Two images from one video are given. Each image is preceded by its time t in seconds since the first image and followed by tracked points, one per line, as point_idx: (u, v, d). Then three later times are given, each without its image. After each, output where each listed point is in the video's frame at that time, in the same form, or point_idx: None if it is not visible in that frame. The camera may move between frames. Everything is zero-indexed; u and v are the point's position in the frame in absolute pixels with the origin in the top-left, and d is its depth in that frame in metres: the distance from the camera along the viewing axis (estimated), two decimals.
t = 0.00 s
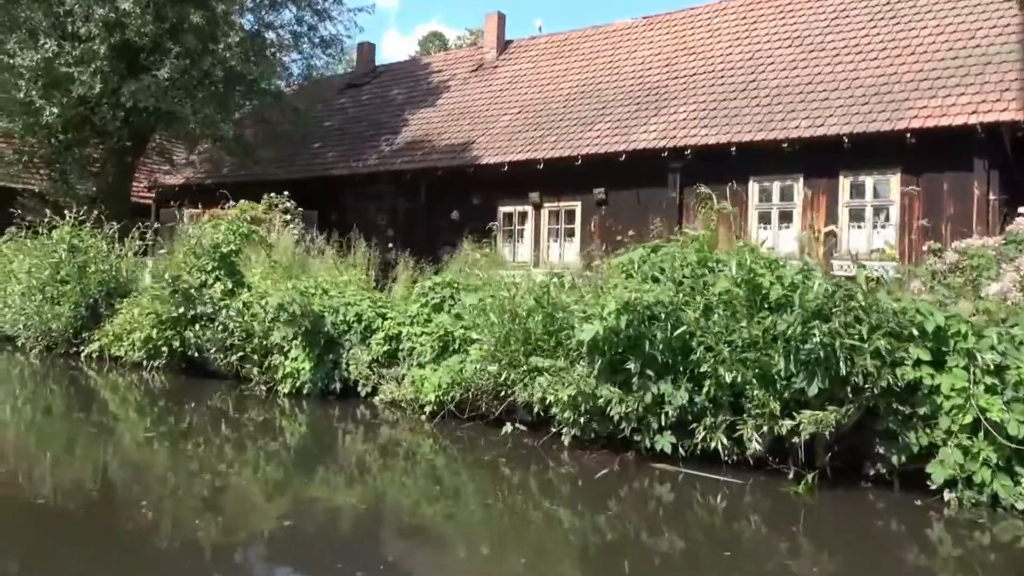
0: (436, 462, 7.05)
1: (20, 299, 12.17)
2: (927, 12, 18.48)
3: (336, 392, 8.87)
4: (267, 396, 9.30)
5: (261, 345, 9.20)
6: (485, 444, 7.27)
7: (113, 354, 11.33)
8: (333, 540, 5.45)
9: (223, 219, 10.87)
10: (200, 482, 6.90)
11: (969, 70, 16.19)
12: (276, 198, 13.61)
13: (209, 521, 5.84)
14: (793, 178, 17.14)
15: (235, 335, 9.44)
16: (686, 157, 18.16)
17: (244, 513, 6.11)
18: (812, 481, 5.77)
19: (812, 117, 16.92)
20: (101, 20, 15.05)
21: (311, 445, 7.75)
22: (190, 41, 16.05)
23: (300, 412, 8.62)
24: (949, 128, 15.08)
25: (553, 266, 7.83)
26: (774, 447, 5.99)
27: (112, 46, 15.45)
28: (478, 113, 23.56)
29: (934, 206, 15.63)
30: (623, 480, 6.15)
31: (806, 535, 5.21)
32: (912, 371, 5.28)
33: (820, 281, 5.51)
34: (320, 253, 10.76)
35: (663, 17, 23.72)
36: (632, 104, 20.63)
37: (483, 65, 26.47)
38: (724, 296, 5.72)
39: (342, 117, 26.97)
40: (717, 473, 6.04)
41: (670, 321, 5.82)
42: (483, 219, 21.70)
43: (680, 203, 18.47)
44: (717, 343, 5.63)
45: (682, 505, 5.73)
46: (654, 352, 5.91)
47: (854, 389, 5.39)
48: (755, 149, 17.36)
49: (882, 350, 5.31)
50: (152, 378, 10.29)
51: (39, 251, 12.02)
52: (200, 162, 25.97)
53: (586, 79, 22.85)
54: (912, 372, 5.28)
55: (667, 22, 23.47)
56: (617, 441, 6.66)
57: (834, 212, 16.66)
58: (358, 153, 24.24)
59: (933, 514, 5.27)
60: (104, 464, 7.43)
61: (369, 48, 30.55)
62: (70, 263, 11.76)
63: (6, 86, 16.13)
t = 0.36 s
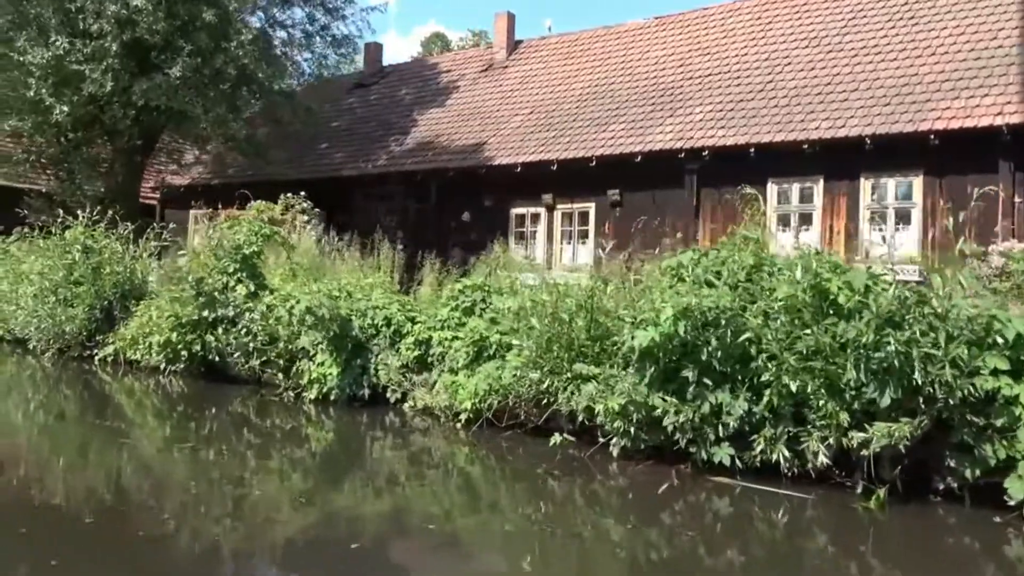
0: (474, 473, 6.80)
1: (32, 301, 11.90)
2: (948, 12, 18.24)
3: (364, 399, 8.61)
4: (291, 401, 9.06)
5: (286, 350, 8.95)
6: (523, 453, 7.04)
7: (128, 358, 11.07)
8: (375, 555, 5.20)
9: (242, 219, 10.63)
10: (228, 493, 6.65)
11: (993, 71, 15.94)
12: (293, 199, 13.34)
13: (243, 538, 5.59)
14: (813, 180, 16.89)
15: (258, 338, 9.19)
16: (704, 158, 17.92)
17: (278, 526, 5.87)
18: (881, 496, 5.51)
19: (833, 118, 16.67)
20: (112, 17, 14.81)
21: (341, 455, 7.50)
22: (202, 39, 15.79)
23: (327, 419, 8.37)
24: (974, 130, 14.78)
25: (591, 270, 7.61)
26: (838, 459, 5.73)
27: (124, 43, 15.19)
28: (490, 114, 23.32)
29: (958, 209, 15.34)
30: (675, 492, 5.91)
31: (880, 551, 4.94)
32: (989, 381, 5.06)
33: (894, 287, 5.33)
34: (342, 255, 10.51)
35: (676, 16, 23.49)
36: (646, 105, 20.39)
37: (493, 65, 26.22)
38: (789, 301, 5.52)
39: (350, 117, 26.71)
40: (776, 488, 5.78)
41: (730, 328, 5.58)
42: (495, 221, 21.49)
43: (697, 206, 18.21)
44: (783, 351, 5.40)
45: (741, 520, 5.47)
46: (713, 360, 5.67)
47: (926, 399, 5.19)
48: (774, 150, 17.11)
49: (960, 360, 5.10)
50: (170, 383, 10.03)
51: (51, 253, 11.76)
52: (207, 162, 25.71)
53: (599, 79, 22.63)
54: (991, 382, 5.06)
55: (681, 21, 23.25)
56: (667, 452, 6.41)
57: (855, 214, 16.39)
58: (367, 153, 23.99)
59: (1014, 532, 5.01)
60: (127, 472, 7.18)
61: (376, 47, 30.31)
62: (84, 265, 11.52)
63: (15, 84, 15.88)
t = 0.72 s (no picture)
0: (516, 485, 6.55)
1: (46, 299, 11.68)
2: (973, 15, 17.97)
3: (395, 405, 8.35)
4: (318, 406, 8.81)
5: (313, 353, 8.69)
6: (566, 464, 6.78)
7: (147, 358, 10.86)
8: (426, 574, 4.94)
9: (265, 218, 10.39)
10: (259, 503, 6.42)
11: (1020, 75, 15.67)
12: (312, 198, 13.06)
13: (285, 553, 5.35)
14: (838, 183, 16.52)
15: (285, 341, 8.94)
16: (724, 161, 17.60)
17: (318, 540, 5.62)
18: (958, 517, 5.28)
19: (856, 122, 16.39)
20: (129, 11, 14.59)
21: (375, 464, 7.25)
22: (218, 34, 15.56)
23: (357, 425, 8.12)
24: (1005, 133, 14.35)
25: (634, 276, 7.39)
26: (909, 475, 5.50)
27: (140, 38, 14.96)
28: (504, 114, 23.08)
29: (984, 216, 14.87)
30: (734, 508, 5.66)
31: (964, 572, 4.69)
32: None
33: (971, 298, 5.25)
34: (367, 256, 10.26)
35: (693, 18, 23.25)
36: (664, 107, 20.14)
37: (506, 65, 25.97)
38: (859, 310, 5.41)
39: (362, 117, 26.45)
40: (842, 506, 5.53)
41: (797, 339, 5.40)
42: (509, 223, 21.24)
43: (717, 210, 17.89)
44: (855, 363, 5.23)
45: (808, 539, 5.22)
46: (778, 372, 5.47)
47: (1004, 413, 5.09)
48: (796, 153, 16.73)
49: None
50: (191, 386, 9.79)
51: (68, 250, 11.56)
52: (217, 160, 25.45)
53: (616, 81, 22.40)
54: None
55: (698, 23, 23.00)
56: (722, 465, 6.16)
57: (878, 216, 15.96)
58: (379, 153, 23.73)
59: None
60: (153, 479, 6.96)
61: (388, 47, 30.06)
62: (102, 263, 11.33)
63: (30, 78, 15.64)
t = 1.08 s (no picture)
0: (557, 497, 6.29)
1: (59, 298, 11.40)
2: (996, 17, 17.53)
3: (425, 411, 8.09)
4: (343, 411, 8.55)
5: (340, 357, 8.45)
6: (607, 476, 6.52)
7: (163, 360, 10.59)
8: None
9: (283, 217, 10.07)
10: (289, 512, 6.16)
11: None
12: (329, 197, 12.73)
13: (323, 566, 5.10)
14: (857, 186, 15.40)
15: (310, 344, 8.69)
16: (740, 164, 16.53)
17: (356, 552, 5.37)
18: None
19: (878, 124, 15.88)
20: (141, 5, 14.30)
21: (406, 472, 6.99)
22: (231, 29, 15.27)
23: (386, 432, 7.86)
24: None
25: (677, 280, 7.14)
26: (986, 493, 5.27)
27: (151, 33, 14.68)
28: (514, 114, 22.66)
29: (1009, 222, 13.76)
30: (793, 525, 5.40)
31: None
32: None
33: None
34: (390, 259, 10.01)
35: (707, 18, 22.85)
36: (678, 108, 19.72)
37: (516, 64, 25.59)
38: (933, 319, 5.27)
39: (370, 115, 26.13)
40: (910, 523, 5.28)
41: (867, 349, 5.24)
42: (522, 224, 20.32)
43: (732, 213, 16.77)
44: (929, 375, 5.09)
45: (877, 557, 4.96)
46: (846, 383, 5.31)
47: None
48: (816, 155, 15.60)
49: None
50: (210, 388, 9.56)
51: (81, 248, 11.27)
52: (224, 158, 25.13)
53: (628, 82, 22.00)
54: None
55: (712, 23, 22.63)
56: (780, 479, 5.92)
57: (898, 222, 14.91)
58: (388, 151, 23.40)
59: None
60: (175, 484, 6.71)
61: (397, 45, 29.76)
62: (116, 261, 11.04)
63: (39, 73, 15.37)
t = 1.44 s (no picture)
0: (604, 509, 6.05)
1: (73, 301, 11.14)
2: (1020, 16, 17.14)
3: (458, 419, 7.83)
4: (370, 418, 8.31)
5: (370, 363, 8.21)
6: (655, 487, 6.27)
7: (181, 364, 10.33)
8: None
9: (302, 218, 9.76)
10: (326, 523, 5.92)
11: None
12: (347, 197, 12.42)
13: None
14: (878, 186, 15.01)
15: (337, 349, 8.43)
16: (760, 164, 16.04)
17: (402, 566, 5.13)
18: None
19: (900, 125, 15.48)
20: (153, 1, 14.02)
21: (443, 482, 6.74)
22: (244, 27, 15.00)
23: (418, 440, 7.61)
24: None
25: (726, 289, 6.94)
26: None
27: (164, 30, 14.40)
28: (525, 113, 22.28)
29: None
30: (859, 542, 5.14)
31: None
32: None
33: None
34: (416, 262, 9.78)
35: (721, 17, 22.50)
36: (693, 108, 19.36)
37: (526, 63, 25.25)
38: (1015, 326, 5.16)
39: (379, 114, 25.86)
40: (990, 540, 5.05)
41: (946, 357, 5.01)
42: (535, 224, 19.75)
43: (751, 214, 16.27)
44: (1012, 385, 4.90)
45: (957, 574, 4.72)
46: (922, 393, 5.11)
47: None
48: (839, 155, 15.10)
49: None
50: (231, 394, 9.30)
51: (97, 249, 11.01)
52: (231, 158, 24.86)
53: (641, 81, 21.65)
54: None
55: (726, 23, 22.27)
56: (844, 493, 5.70)
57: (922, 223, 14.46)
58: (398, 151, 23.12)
59: None
60: (201, 494, 6.44)
61: (404, 45, 29.46)
62: (132, 264, 10.79)
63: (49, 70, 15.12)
